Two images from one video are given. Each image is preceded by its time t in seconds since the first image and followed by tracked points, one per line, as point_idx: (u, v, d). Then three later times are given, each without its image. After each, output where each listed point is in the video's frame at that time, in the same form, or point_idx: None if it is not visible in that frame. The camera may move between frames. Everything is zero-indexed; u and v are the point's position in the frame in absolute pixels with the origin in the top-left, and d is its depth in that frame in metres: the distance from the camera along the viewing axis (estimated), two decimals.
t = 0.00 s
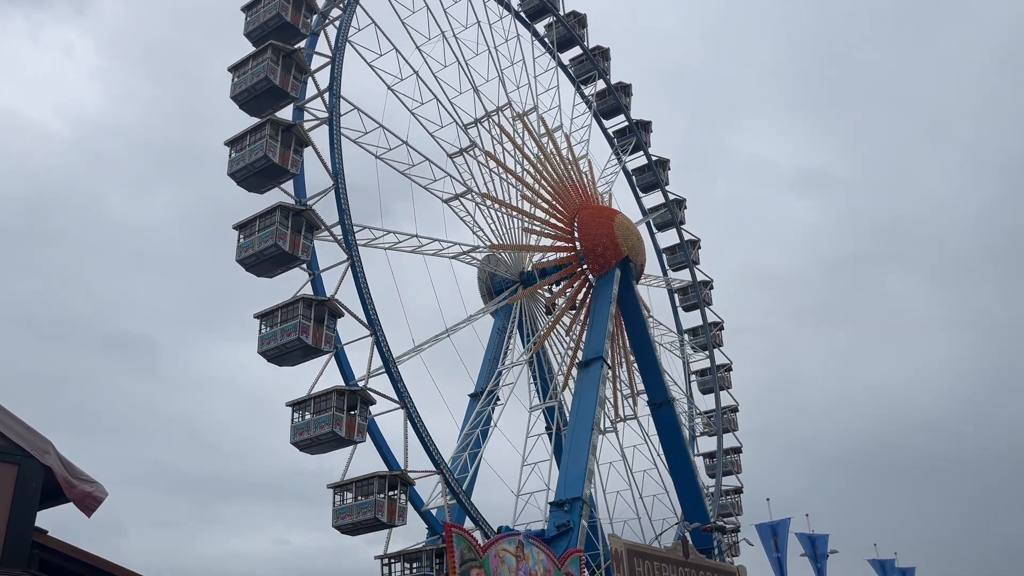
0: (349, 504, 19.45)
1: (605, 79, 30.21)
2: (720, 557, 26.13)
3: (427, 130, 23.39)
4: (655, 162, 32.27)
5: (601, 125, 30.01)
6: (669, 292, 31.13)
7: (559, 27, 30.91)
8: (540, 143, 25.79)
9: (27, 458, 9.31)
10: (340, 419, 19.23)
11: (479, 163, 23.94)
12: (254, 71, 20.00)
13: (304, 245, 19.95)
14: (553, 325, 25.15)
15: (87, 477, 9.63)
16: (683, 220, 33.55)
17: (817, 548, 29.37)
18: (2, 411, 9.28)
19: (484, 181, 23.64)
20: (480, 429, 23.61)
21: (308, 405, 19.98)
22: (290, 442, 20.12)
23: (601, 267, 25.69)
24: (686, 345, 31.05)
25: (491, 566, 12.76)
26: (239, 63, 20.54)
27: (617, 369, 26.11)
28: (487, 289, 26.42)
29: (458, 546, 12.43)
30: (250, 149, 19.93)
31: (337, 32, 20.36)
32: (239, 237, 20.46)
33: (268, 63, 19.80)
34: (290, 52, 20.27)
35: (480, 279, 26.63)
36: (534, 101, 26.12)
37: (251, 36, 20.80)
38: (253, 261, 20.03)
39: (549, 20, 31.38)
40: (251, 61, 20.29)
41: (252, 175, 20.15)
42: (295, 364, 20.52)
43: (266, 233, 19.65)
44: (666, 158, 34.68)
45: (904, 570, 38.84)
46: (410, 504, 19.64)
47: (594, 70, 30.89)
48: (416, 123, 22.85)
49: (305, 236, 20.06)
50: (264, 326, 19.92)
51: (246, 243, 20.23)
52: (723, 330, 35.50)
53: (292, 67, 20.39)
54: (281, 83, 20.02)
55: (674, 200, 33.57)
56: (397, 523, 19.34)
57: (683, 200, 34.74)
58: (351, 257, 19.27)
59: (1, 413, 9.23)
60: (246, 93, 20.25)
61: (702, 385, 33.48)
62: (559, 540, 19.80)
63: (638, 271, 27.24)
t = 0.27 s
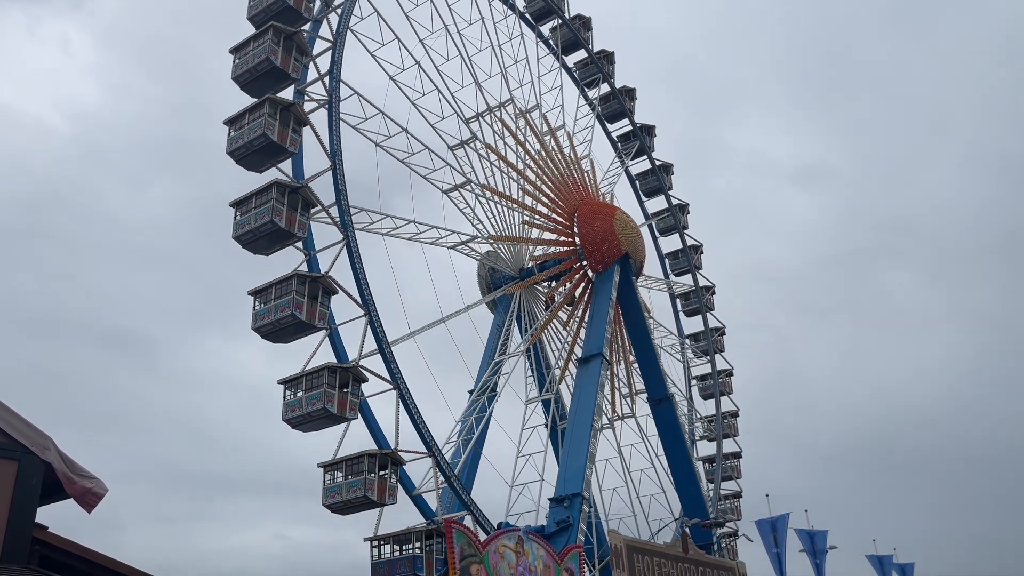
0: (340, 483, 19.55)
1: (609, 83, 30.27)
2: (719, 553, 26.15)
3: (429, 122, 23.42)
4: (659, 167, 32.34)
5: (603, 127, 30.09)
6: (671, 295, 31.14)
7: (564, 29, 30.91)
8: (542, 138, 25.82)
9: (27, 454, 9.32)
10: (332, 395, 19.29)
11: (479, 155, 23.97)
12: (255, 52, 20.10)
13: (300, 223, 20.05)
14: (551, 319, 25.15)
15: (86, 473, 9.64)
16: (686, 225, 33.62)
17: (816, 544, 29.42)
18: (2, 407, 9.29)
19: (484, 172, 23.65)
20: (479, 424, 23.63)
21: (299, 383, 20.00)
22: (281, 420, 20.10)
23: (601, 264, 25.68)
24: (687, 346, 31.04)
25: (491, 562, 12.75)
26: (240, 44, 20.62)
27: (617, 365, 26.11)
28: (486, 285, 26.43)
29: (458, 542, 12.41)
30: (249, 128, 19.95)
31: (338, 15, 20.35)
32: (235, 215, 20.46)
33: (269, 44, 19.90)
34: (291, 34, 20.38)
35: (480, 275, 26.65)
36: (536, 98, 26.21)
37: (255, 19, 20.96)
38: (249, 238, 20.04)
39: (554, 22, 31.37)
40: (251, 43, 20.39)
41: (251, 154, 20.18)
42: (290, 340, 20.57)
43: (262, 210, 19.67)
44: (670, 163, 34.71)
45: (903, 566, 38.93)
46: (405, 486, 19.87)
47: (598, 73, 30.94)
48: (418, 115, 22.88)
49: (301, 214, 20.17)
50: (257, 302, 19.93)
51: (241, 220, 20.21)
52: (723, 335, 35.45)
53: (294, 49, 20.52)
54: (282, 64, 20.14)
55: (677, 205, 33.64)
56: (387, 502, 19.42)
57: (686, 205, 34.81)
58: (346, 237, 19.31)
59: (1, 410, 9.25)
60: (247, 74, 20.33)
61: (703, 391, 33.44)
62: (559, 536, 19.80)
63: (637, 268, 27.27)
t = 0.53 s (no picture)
0: (331, 460, 19.65)
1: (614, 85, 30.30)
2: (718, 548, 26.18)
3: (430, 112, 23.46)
4: (662, 170, 32.39)
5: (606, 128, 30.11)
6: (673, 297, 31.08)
7: (570, 32, 30.88)
8: (542, 133, 25.80)
9: (27, 449, 9.33)
10: (324, 370, 19.33)
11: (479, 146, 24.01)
12: (256, 33, 20.19)
13: (296, 199, 20.05)
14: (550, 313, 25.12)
15: (86, 468, 9.65)
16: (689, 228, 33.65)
17: (816, 538, 29.47)
18: (2, 403, 9.29)
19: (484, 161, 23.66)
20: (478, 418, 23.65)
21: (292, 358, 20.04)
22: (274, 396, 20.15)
23: (600, 259, 25.67)
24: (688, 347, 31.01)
25: (491, 557, 12.68)
26: (241, 25, 20.70)
27: (617, 360, 26.12)
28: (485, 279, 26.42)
29: (457, 536, 12.30)
30: (248, 106, 19.96)
31: None
32: (232, 191, 20.50)
33: (270, 24, 19.98)
34: (292, 14, 20.46)
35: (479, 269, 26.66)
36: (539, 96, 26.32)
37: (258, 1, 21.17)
38: (246, 213, 20.08)
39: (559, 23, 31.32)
40: (252, 23, 20.48)
41: (250, 132, 20.21)
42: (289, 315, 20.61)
43: (259, 185, 19.68)
44: (674, 167, 34.72)
45: (903, 561, 39.06)
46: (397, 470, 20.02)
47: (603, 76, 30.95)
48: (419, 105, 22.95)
49: (298, 190, 20.18)
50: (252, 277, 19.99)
51: (239, 196, 20.24)
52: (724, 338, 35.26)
53: (295, 30, 20.64)
54: (283, 45, 20.24)
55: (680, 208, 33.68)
56: (377, 479, 19.45)
57: (689, 209, 34.86)
58: (342, 216, 19.29)
59: (1, 405, 9.26)
60: (249, 55, 20.41)
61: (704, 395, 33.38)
62: (558, 530, 19.84)
63: (637, 264, 27.27)
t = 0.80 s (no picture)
0: (321, 436, 19.69)
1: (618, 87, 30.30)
2: (717, 541, 26.23)
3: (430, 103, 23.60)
4: (666, 173, 32.33)
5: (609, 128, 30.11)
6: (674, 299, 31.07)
7: (574, 33, 30.75)
8: (544, 128, 25.90)
9: (26, 443, 9.33)
10: (316, 344, 19.35)
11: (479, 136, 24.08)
12: (258, 12, 20.24)
13: (293, 172, 20.03)
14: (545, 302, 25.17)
15: (86, 462, 9.66)
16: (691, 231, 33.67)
17: (815, 531, 29.55)
18: (1, 396, 9.29)
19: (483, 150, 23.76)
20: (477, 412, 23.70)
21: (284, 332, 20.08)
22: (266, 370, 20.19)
23: (600, 253, 25.68)
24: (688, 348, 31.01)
25: (490, 551, 12.50)
26: (242, 5, 20.74)
27: (616, 354, 26.14)
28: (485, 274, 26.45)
29: (457, 530, 12.13)
30: (247, 82, 19.93)
31: None
32: (229, 165, 20.50)
33: (271, 3, 20.01)
34: None
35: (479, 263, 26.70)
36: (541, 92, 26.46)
37: None
38: (243, 187, 20.10)
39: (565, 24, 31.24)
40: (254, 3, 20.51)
41: (250, 108, 20.21)
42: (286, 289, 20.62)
43: (255, 159, 19.69)
44: (677, 169, 34.74)
45: (901, 554, 39.19)
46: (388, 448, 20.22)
47: (608, 77, 30.90)
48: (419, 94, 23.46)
49: (295, 164, 20.16)
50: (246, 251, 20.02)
51: (236, 170, 20.24)
52: (725, 341, 35.22)
53: (296, 9, 20.65)
54: (285, 24, 20.26)
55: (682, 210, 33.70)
56: (368, 454, 19.51)
57: (692, 212, 34.89)
58: (337, 193, 19.30)
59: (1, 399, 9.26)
60: (250, 35, 20.45)
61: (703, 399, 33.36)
62: (557, 524, 19.87)
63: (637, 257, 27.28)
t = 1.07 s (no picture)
0: (311, 410, 19.73)
1: (623, 88, 30.32)
2: (716, 533, 26.29)
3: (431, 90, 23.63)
4: (668, 174, 32.38)
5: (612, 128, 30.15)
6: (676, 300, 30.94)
7: (580, 33, 30.77)
8: (547, 122, 25.89)
9: (26, 435, 9.33)
10: (309, 317, 19.36)
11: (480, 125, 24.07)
12: None
13: (290, 147, 20.01)
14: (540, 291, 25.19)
15: (86, 454, 9.68)
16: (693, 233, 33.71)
17: (813, 524, 29.63)
18: (1, 389, 9.29)
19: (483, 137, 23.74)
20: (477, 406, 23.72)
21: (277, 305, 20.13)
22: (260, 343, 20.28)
23: (599, 246, 25.67)
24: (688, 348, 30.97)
25: (490, 543, 12.31)
26: None
27: (616, 347, 26.16)
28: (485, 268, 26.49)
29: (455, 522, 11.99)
30: (247, 58, 19.94)
31: None
32: (227, 140, 20.50)
33: None
34: None
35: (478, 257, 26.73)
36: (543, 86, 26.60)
37: None
38: (240, 162, 20.07)
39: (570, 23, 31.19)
40: None
41: (250, 84, 20.20)
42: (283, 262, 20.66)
43: (252, 133, 19.68)
44: (680, 170, 34.80)
45: (898, 546, 39.33)
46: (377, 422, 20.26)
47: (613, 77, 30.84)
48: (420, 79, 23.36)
49: (292, 139, 20.15)
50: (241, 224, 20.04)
51: (233, 144, 20.22)
52: (725, 343, 35.19)
53: None
54: (286, 3, 20.30)
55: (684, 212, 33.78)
56: (358, 428, 19.63)
57: (693, 214, 34.96)
58: (334, 170, 19.28)
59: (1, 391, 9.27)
60: (253, 12, 20.57)
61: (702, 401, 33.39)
62: (556, 516, 19.93)
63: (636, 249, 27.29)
